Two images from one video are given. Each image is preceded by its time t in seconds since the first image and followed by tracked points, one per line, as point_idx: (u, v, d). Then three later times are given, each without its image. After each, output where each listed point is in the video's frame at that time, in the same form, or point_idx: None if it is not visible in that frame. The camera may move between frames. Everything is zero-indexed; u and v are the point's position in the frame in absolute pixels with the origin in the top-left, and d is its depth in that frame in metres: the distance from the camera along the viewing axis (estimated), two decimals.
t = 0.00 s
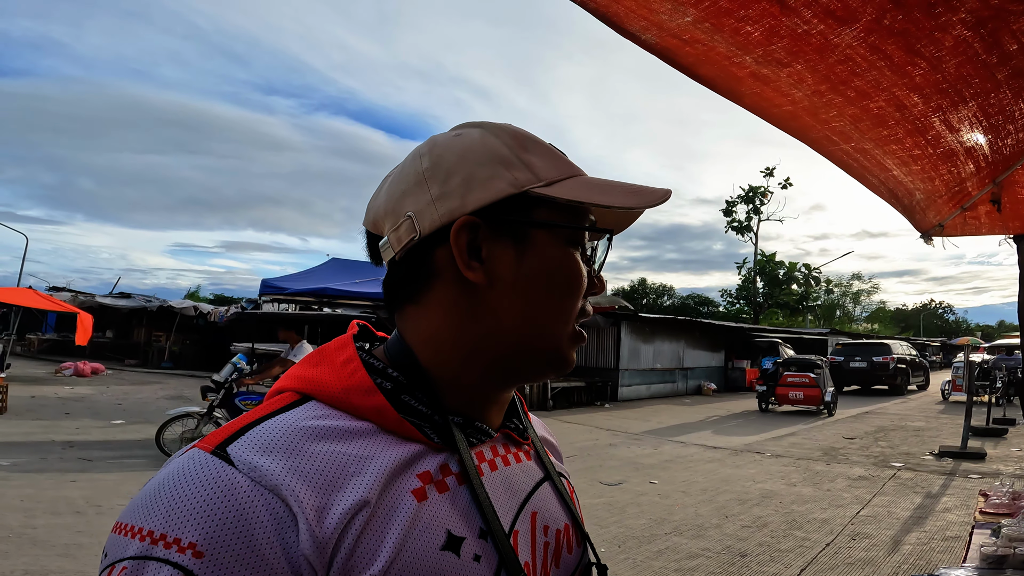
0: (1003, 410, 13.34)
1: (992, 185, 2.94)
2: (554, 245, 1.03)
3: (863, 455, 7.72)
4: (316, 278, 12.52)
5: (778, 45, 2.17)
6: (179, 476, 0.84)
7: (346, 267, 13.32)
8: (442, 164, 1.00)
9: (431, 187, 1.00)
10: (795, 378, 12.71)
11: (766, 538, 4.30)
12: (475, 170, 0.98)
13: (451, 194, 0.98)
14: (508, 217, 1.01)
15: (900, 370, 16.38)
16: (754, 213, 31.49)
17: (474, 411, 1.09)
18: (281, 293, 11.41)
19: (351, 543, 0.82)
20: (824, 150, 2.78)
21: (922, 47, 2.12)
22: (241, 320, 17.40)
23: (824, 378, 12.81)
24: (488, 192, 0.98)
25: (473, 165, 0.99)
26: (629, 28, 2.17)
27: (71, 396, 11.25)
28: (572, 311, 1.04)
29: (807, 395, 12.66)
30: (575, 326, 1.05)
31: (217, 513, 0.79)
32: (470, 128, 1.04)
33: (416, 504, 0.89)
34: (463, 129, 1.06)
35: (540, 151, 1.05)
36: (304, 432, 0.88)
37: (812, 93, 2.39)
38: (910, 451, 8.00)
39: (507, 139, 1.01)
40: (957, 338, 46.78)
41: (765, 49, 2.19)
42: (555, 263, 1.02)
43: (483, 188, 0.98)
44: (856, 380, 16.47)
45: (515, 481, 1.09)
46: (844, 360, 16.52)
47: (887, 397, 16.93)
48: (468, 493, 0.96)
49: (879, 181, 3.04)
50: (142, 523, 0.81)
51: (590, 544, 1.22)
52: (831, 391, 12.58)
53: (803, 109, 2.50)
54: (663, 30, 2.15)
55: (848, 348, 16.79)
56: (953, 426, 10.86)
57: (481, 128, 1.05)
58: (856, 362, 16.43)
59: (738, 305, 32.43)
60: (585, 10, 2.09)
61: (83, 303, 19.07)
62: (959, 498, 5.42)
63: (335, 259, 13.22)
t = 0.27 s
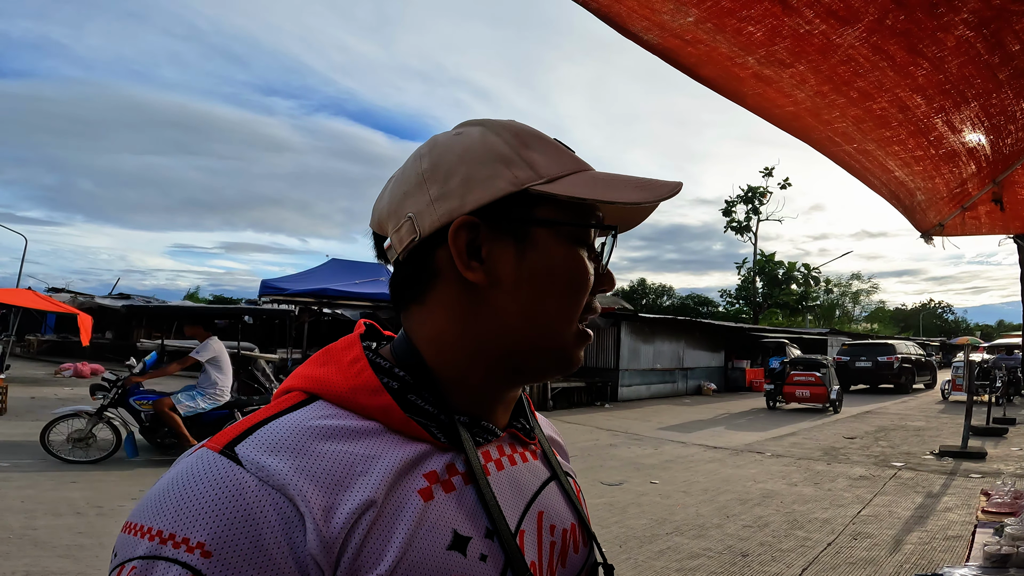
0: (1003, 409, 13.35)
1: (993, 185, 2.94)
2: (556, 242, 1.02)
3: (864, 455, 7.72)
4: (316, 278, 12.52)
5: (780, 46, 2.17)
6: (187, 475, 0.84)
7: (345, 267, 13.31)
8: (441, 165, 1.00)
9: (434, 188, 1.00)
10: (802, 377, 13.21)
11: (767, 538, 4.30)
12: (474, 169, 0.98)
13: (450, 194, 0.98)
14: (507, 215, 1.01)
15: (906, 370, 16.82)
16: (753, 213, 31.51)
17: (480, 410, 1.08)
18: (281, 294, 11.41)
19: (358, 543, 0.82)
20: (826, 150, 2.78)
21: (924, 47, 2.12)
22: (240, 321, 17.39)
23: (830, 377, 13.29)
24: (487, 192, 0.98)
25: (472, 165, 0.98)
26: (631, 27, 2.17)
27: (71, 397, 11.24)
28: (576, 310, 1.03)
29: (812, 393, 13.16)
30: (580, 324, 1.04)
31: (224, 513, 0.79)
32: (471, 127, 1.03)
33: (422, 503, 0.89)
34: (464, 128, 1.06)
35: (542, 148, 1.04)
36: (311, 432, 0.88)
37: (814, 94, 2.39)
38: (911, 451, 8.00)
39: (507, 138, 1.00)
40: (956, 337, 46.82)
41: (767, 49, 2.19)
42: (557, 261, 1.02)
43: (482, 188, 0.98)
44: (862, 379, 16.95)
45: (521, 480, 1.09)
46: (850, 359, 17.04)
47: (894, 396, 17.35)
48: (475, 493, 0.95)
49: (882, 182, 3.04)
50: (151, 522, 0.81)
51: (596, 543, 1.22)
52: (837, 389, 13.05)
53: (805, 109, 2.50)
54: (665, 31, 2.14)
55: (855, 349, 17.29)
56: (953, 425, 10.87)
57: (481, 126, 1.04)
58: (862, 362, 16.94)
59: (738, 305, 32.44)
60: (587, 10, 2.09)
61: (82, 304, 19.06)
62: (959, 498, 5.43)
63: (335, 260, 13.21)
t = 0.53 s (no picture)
0: (1002, 409, 13.38)
1: (992, 183, 2.94)
2: (540, 231, 1.00)
3: (864, 454, 7.73)
4: (315, 279, 12.50)
5: (780, 44, 2.17)
6: (197, 473, 0.84)
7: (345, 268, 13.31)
8: (418, 167, 1.02)
9: (411, 192, 1.03)
10: (807, 374, 13.57)
11: (768, 537, 4.30)
12: (448, 167, 0.99)
13: (424, 195, 1.00)
14: (486, 210, 1.00)
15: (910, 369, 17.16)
16: (752, 212, 31.54)
17: (484, 403, 1.08)
18: (280, 295, 11.40)
19: (366, 540, 0.82)
20: (827, 148, 2.78)
21: (925, 46, 2.13)
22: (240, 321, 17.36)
23: (836, 375, 13.64)
24: (461, 187, 0.98)
25: (446, 163, 0.99)
26: (632, 25, 2.17)
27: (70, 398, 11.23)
28: (568, 301, 1.00)
29: (818, 390, 13.48)
30: (571, 314, 1.01)
31: (235, 510, 0.79)
32: (448, 125, 1.04)
33: (430, 500, 0.89)
34: (447, 126, 1.07)
35: (522, 138, 1.03)
36: (316, 428, 0.88)
37: (815, 92, 2.39)
38: (911, 450, 8.00)
39: (481, 131, 1.00)
40: (954, 336, 46.87)
41: (768, 47, 2.19)
42: (541, 251, 0.99)
43: (457, 183, 0.98)
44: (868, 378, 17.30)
45: (528, 476, 1.08)
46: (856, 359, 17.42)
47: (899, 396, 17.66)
48: (482, 489, 0.95)
49: (883, 180, 3.04)
50: (163, 519, 0.81)
51: (604, 539, 1.21)
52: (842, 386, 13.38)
53: (807, 108, 2.50)
54: (666, 28, 2.15)
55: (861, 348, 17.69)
56: (952, 424, 10.88)
57: (459, 123, 1.05)
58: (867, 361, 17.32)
59: (737, 305, 32.46)
60: (588, 8, 2.09)
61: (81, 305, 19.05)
62: (960, 497, 5.43)
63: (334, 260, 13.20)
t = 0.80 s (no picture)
0: (1000, 407, 13.41)
1: (990, 182, 2.94)
2: (537, 225, 1.00)
3: (863, 453, 7.73)
4: (314, 279, 12.50)
5: (779, 41, 2.17)
6: (205, 473, 0.84)
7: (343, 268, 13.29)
8: (415, 164, 1.03)
9: (408, 189, 1.03)
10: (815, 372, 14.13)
11: (768, 536, 4.30)
12: (443, 163, 0.99)
13: (421, 191, 1.00)
14: (482, 206, 1.00)
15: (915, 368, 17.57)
16: (750, 212, 31.58)
17: (488, 399, 1.08)
18: (279, 295, 11.39)
19: (372, 538, 0.82)
20: (824, 146, 2.78)
21: (923, 45, 2.13)
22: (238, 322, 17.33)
23: (842, 372, 14.21)
24: (455, 183, 0.98)
25: (441, 159, 1.00)
26: (633, 22, 2.17)
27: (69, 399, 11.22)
28: (568, 295, 1.00)
29: (825, 388, 14.06)
30: (569, 308, 1.00)
31: (244, 510, 0.79)
32: (443, 122, 1.04)
33: (436, 498, 0.89)
34: (443, 124, 1.07)
35: (516, 133, 1.03)
36: (322, 426, 0.88)
37: (813, 89, 2.40)
38: (910, 448, 8.02)
39: (476, 127, 1.00)
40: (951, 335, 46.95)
41: (767, 45, 2.19)
42: (537, 245, 0.99)
43: (451, 180, 0.98)
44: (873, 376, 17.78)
45: (535, 472, 1.08)
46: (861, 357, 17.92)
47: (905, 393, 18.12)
48: (488, 486, 0.95)
49: (880, 178, 3.04)
50: (174, 519, 0.81)
51: (612, 536, 1.22)
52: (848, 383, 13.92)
53: (805, 105, 2.50)
54: (666, 25, 2.15)
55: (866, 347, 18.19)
56: (951, 423, 10.90)
57: (455, 119, 1.05)
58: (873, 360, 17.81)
59: (735, 304, 32.50)
60: (588, 5, 2.09)
61: (79, 306, 19.01)
62: (959, 495, 5.45)
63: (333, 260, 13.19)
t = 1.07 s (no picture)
0: (999, 406, 13.44)
1: (989, 182, 2.94)
2: (538, 225, 0.99)
3: (863, 452, 7.74)
4: (313, 280, 12.48)
5: (778, 39, 2.17)
6: (215, 476, 0.84)
7: (342, 268, 13.27)
8: (414, 168, 1.03)
9: (408, 195, 1.03)
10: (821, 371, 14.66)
11: (769, 535, 4.30)
12: (441, 166, 1.00)
13: (421, 194, 1.00)
14: (481, 206, 0.99)
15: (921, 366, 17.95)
16: (749, 211, 31.60)
17: (498, 403, 1.08)
18: (278, 296, 11.38)
19: (380, 543, 0.82)
20: (821, 144, 2.78)
21: (922, 43, 2.13)
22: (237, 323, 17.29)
23: (848, 371, 14.74)
24: (454, 185, 0.98)
25: (439, 162, 1.00)
26: (634, 22, 2.18)
27: (68, 400, 11.19)
28: (572, 295, 0.99)
29: (831, 385, 14.60)
30: (572, 307, 1.00)
31: (253, 514, 0.79)
32: (441, 125, 1.05)
33: (444, 502, 0.89)
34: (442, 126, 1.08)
35: (515, 132, 1.02)
36: (333, 430, 0.88)
37: (810, 87, 2.39)
38: (910, 448, 8.03)
39: (472, 128, 1.00)
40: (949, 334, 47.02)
41: (765, 42, 2.19)
42: (540, 245, 0.98)
43: (449, 183, 0.99)
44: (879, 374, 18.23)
45: (544, 476, 1.08)
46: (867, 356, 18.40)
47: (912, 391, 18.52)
48: (496, 490, 0.95)
49: (877, 175, 3.03)
50: (184, 523, 0.81)
51: (621, 539, 1.22)
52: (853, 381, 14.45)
53: (803, 103, 2.49)
54: (666, 24, 2.15)
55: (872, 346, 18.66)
56: (949, 422, 10.92)
57: (452, 121, 1.05)
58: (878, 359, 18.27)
59: (734, 303, 32.53)
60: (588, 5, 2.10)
61: (77, 307, 18.96)
62: (960, 494, 5.45)
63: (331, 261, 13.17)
